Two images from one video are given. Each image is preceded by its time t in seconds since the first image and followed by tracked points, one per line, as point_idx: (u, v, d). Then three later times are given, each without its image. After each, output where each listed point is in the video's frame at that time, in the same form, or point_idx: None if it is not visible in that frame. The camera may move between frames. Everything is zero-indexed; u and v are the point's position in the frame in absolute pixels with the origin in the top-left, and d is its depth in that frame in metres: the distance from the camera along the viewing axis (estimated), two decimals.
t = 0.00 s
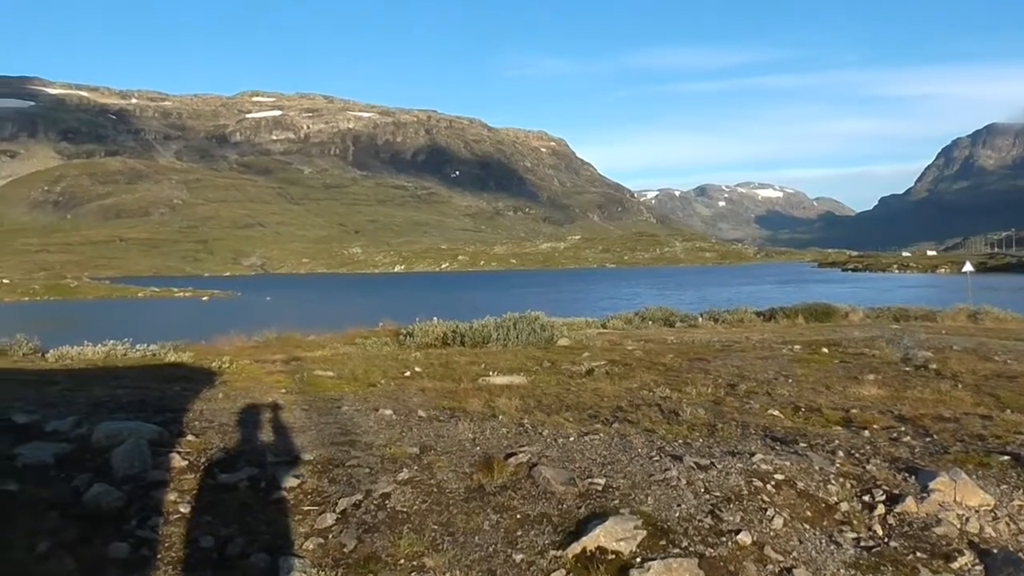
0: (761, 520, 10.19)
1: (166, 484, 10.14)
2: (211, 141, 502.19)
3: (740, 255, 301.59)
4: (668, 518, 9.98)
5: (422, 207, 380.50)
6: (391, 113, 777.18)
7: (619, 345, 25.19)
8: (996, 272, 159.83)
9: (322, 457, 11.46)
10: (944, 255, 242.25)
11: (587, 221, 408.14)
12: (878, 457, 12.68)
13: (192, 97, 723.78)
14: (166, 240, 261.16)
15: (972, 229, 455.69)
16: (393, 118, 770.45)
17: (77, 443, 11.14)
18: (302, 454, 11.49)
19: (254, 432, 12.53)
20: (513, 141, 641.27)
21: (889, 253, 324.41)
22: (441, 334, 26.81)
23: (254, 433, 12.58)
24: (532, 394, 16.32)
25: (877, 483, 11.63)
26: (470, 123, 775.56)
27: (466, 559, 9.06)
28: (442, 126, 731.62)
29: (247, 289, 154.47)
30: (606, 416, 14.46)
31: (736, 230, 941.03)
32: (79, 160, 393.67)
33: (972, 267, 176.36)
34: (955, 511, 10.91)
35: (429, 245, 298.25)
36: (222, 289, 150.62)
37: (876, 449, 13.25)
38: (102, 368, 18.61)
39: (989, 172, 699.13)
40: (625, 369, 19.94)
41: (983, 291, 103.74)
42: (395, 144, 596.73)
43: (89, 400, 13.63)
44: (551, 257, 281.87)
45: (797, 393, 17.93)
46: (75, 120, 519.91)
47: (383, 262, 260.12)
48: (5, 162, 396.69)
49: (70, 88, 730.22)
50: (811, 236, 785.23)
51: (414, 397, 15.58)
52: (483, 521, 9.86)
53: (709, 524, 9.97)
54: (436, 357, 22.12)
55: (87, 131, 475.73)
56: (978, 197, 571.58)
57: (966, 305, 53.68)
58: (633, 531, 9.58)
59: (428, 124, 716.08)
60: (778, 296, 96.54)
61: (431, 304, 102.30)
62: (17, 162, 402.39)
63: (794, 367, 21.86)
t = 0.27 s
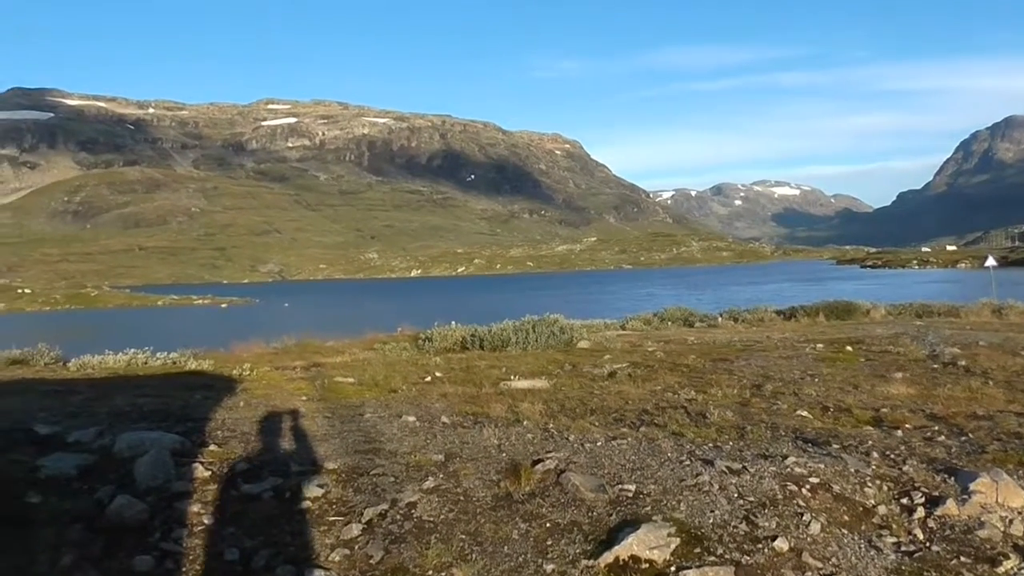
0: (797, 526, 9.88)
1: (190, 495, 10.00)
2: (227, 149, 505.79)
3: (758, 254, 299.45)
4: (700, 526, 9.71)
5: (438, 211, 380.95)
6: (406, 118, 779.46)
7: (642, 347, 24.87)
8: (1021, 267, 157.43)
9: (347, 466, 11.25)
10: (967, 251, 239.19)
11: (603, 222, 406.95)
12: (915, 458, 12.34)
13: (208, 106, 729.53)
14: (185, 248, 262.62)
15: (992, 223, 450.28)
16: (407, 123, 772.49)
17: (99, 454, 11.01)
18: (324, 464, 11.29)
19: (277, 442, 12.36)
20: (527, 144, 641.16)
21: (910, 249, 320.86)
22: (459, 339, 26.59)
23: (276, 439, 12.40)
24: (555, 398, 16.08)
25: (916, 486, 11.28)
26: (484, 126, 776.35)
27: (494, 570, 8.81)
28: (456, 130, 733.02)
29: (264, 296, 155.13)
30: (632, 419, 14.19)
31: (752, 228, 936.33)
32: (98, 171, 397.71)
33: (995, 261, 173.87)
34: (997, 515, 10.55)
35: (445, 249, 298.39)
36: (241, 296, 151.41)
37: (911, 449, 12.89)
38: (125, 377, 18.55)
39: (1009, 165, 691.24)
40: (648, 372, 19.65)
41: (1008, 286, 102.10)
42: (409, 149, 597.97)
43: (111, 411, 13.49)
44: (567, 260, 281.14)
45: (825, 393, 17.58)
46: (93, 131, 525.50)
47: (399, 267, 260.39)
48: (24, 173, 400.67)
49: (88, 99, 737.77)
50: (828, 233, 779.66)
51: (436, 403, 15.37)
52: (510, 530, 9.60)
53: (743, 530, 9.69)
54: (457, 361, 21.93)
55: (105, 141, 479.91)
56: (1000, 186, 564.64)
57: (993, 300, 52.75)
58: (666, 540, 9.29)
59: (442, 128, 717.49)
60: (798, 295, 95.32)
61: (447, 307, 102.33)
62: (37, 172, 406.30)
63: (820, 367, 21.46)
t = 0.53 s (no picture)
0: (821, 536, 9.69)
1: (204, 494, 9.87)
2: (243, 145, 507.89)
3: (772, 257, 297.81)
4: (722, 534, 9.53)
5: (451, 209, 381.00)
6: (421, 116, 780.42)
7: (655, 349, 24.73)
8: None
9: (363, 465, 11.14)
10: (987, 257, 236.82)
11: (616, 223, 405.72)
12: (939, 469, 12.12)
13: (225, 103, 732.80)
14: (200, 243, 263.88)
15: (1010, 229, 445.98)
16: (422, 121, 773.50)
17: (114, 450, 10.95)
18: (339, 464, 11.17)
19: (290, 440, 12.27)
20: (542, 143, 640.41)
21: (927, 254, 318.08)
22: (472, 339, 26.47)
23: (291, 438, 12.35)
24: (570, 400, 15.97)
25: (940, 498, 11.07)
26: (498, 125, 776.17)
27: None
28: (471, 128, 732.99)
29: (277, 292, 155.65)
30: (649, 423, 14.01)
31: (767, 231, 932.26)
32: (115, 166, 400.18)
33: (1014, 268, 172.09)
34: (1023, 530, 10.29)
35: (458, 247, 298.25)
36: (254, 293, 151.90)
37: (935, 460, 12.66)
38: (140, 373, 18.54)
39: None
40: (664, 374, 19.46)
41: None
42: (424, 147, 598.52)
43: (126, 408, 13.43)
44: (581, 260, 280.47)
45: (844, 400, 17.36)
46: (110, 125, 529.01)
47: (412, 264, 260.34)
48: (42, 168, 403.19)
49: (106, 96, 742.20)
50: (842, 237, 774.98)
51: (451, 403, 15.25)
52: (529, 535, 9.45)
53: (764, 541, 9.49)
54: (470, 361, 21.82)
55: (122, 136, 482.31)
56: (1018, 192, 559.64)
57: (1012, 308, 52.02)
58: (688, 549, 9.10)
59: (457, 126, 717.53)
60: (812, 298, 94.61)
61: (461, 306, 102.51)
62: (54, 166, 409.47)
63: (838, 373, 21.21)
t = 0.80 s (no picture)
0: (849, 545, 9.44)
1: (222, 493, 9.73)
2: (259, 141, 509.91)
3: (788, 260, 296.21)
4: (747, 541, 9.31)
5: (466, 208, 381.05)
6: (437, 114, 781.16)
7: (671, 350, 24.50)
8: None
9: (380, 466, 10.98)
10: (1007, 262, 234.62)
11: (631, 223, 404.62)
12: (968, 478, 11.86)
13: (242, 99, 736.17)
14: (216, 239, 265.02)
15: None
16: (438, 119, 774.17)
17: (131, 447, 10.83)
18: (357, 463, 11.06)
19: (307, 437, 12.16)
20: (558, 143, 639.56)
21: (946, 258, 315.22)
22: (487, 337, 26.29)
23: (307, 436, 12.20)
24: (588, 401, 15.78)
25: (970, 507, 10.80)
26: (513, 124, 775.95)
27: None
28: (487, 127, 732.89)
29: (291, 288, 156.15)
30: (669, 427, 13.80)
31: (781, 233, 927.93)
32: (132, 160, 402.60)
33: None
34: None
35: (472, 245, 298.08)
36: (268, 288, 152.37)
37: (963, 469, 12.37)
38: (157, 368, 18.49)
39: None
40: (682, 376, 19.24)
41: None
42: (440, 145, 599.27)
43: (143, 402, 13.35)
44: (595, 260, 279.78)
45: (865, 405, 17.09)
46: (128, 121, 532.31)
47: (426, 262, 260.30)
48: (61, 162, 406.54)
49: (126, 91, 747.62)
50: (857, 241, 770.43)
51: (469, 403, 15.10)
52: (550, 538, 9.25)
53: (793, 549, 9.26)
54: (486, 359, 21.68)
55: (140, 131, 485.65)
56: None
57: None
58: (713, 554, 8.93)
59: (473, 124, 717.96)
60: (827, 301, 94.02)
61: (473, 305, 102.51)
62: (72, 161, 412.49)
63: (858, 377, 20.91)
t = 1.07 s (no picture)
0: (873, 550, 9.25)
1: (234, 494, 9.56)
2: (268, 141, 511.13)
3: (798, 260, 295.20)
4: (771, 547, 9.08)
5: (475, 208, 381.02)
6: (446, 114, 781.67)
7: (683, 351, 24.21)
8: None
9: (395, 468, 10.79)
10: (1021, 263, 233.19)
11: (640, 223, 403.91)
12: (992, 482, 11.61)
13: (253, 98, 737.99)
14: (225, 237, 265.54)
15: None
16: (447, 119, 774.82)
17: (142, 449, 10.64)
18: (370, 465, 10.87)
19: (317, 438, 11.97)
20: (566, 143, 638.88)
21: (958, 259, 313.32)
22: (497, 337, 26.11)
23: (318, 437, 12.04)
24: (602, 402, 15.60)
25: (996, 512, 10.55)
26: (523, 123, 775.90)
27: None
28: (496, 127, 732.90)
29: (300, 288, 156.50)
30: (686, 428, 13.58)
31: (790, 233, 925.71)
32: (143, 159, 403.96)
33: None
34: None
35: (481, 245, 297.83)
36: (277, 287, 152.78)
37: (988, 472, 12.11)
38: (169, 367, 18.32)
39: None
40: (696, 377, 19.00)
41: None
42: (448, 145, 599.31)
43: (154, 403, 13.19)
44: (604, 260, 279.25)
45: (882, 407, 16.85)
46: (139, 120, 534.34)
47: (435, 262, 260.14)
48: (71, 161, 408.00)
49: (137, 90, 750.39)
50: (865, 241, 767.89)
51: (481, 404, 14.92)
52: (569, 544, 9.05)
53: (818, 554, 9.04)
54: (497, 360, 21.47)
55: (150, 129, 486.84)
56: None
57: None
58: (737, 561, 8.71)
59: (482, 124, 718.32)
60: (838, 302, 93.40)
61: (481, 304, 102.28)
62: (83, 159, 414.02)
63: (873, 377, 20.68)
